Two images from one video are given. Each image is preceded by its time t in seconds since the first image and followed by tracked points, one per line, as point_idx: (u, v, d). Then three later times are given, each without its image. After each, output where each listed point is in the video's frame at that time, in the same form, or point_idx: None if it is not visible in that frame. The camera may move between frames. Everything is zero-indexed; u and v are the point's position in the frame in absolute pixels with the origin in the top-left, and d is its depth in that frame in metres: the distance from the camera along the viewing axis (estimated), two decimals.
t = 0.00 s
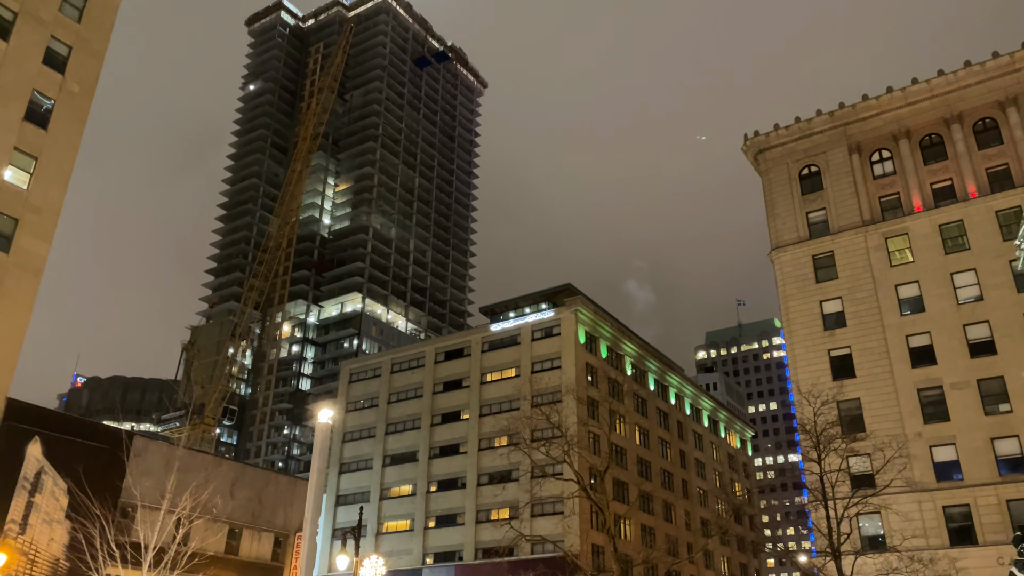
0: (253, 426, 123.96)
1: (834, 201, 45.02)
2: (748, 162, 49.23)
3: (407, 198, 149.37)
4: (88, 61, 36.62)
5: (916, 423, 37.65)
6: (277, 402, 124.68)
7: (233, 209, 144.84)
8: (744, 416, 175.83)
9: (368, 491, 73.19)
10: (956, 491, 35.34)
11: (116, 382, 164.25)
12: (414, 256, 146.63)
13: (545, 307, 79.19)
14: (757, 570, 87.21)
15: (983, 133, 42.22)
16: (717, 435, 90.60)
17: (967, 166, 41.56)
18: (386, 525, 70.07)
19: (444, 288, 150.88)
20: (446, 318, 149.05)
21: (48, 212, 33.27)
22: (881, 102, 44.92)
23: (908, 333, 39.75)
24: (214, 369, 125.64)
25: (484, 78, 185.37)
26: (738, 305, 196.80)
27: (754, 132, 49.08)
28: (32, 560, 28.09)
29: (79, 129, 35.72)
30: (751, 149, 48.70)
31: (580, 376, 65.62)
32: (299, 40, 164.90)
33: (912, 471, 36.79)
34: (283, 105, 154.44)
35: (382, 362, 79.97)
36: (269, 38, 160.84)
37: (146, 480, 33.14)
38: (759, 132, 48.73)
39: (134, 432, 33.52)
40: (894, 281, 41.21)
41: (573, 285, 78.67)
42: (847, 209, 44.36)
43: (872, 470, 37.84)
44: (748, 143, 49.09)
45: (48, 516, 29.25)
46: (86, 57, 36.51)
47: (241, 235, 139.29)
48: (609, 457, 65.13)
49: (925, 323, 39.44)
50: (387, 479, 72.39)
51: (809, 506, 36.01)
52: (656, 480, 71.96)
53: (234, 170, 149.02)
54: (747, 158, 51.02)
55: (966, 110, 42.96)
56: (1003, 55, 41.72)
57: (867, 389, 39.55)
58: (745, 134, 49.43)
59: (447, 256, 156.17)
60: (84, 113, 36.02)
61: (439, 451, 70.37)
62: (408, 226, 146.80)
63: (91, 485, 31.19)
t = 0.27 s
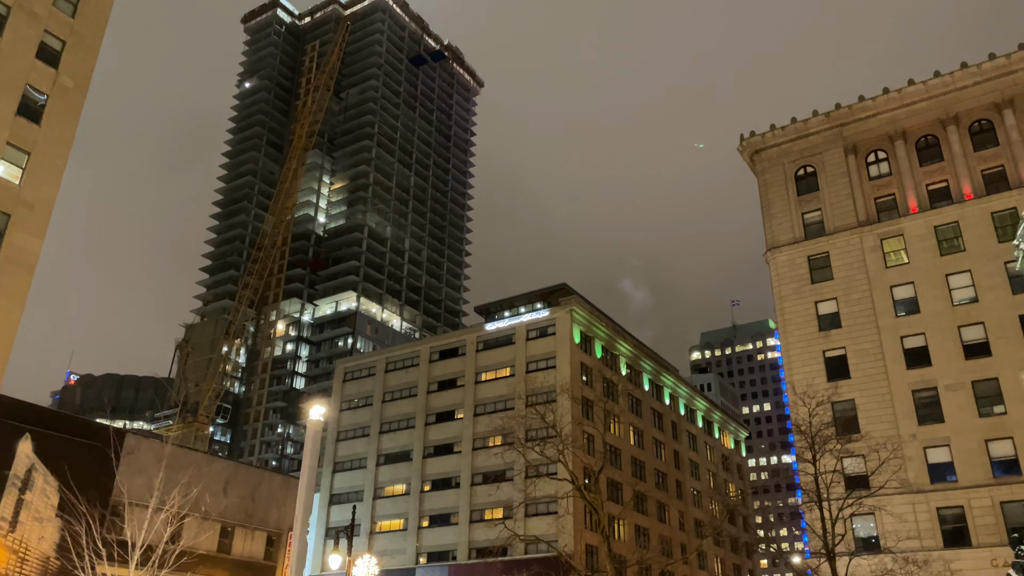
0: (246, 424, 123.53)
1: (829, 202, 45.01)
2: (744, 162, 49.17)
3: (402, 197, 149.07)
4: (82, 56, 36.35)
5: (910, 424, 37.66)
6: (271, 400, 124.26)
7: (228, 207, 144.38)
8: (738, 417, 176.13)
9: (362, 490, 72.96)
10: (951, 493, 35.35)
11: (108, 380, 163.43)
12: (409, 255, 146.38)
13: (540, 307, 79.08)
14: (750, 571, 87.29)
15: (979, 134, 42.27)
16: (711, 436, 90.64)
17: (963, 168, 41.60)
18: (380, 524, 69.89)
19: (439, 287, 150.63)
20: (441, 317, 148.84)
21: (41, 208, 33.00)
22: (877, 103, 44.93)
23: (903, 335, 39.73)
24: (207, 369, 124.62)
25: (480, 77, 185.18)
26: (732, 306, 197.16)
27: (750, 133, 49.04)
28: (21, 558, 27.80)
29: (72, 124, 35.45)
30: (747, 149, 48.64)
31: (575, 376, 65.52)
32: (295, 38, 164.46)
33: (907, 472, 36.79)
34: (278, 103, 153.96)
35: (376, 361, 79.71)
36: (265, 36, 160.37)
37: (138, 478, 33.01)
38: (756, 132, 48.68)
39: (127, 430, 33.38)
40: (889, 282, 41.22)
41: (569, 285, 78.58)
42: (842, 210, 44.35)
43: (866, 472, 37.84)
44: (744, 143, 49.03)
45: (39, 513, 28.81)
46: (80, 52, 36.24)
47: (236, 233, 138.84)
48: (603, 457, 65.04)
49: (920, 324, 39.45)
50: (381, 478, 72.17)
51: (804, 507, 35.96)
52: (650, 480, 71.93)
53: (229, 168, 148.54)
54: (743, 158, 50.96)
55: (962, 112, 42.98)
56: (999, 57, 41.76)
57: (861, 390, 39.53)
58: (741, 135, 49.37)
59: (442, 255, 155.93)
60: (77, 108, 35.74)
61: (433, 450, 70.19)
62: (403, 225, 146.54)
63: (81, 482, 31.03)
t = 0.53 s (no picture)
0: (235, 422, 122.89)
1: (820, 204, 45.15)
2: (736, 164, 49.24)
3: (394, 196, 148.68)
4: (71, 49, 36.02)
5: (898, 427, 37.79)
6: (260, 398, 123.55)
7: (218, 204, 143.65)
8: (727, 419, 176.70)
9: (351, 489, 72.70)
10: (938, 496, 35.49)
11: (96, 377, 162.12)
12: (400, 254, 146.07)
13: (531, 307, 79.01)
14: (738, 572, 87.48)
15: (970, 139, 42.48)
16: (700, 437, 90.80)
17: (953, 172, 41.80)
18: (368, 523, 69.61)
19: (429, 287, 150.31)
20: (431, 317, 148.55)
21: (28, 202, 32.66)
22: (869, 107, 45.09)
23: (892, 337, 39.88)
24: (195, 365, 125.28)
25: (473, 77, 184.99)
26: (723, 307, 197.82)
27: (742, 134, 49.12)
28: (5, 554, 26.94)
29: (61, 117, 35.10)
30: (739, 151, 48.72)
31: (565, 376, 65.45)
32: (288, 36, 163.80)
33: (895, 474, 36.92)
34: (270, 100, 153.31)
35: (366, 360, 79.41)
36: (257, 33, 159.63)
37: (124, 475, 32.75)
38: (748, 134, 48.76)
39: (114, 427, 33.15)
40: (879, 285, 41.36)
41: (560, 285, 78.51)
42: (833, 213, 44.50)
43: (855, 474, 37.99)
44: (736, 145, 49.12)
45: (21, 510, 28.13)
46: (69, 45, 35.89)
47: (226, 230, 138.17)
48: (593, 457, 64.93)
49: (909, 327, 39.59)
50: (370, 477, 71.92)
51: (792, 508, 36.06)
52: (640, 481, 71.98)
53: (220, 165, 147.82)
54: (735, 160, 51.02)
55: (952, 116, 43.19)
56: (990, 61, 41.94)
57: (850, 392, 39.67)
58: (734, 136, 49.46)
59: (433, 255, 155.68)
60: (66, 102, 35.38)
61: (422, 450, 69.98)
62: (395, 223, 146.19)
63: (67, 478, 30.73)
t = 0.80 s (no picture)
0: (218, 421, 121.94)
1: (806, 209, 45.36)
2: (723, 167, 49.41)
3: (381, 195, 148.15)
4: (55, 41, 35.53)
5: (881, 431, 38.03)
6: (243, 397, 122.51)
7: (204, 201, 142.56)
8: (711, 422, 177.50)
9: (334, 489, 72.24)
10: (919, 500, 35.75)
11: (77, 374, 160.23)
12: (387, 254, 145.56)
13: (517, 308, 78.92)
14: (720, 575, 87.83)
15: (954, 146, 42.86)
16: (684, 440, 91.08)
17: (937, 179, 42.15)
18: (351, 523, 69.19)
19: (416, 287, 149.82)
20: (417, 317, 148.04)
21: (9, 196, 32.17)
22: (855, 112, 45.38)
23: (875, 342, 40.12)
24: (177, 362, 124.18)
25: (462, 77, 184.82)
26: (708, 311, 198.91)
27: (730, 138, 49.29)
28: None
29: (44, 109, 34.61)
30: (727, 155, 48.90)
31: (551, 377, 65.37)
32: (276, 32, 162.91)
33: (877, 478, 37.14)
34: (258, 97, 152.34)
35: (351, 359, 79.00)
36: (246, 29, 158.61)
37: (102, 472, 32.36)
38: (735, 138, 48.94)
39: (93, 424, 32.76)
40: (864, 290, 41.61)
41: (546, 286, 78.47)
42: (819, 218, 44.72)
43: (837, 477, 38.19)
44: (723, 149, 49.29)
45: None
46: (53, 38, 35.41)
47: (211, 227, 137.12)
48: (577, 459, 64.85)
49: (892, 332, 39.85)
50: (354, 477, 71.52)
51: (774, 511, 36.18)
52: (623, 483, 72.05)
53: (206, 162, 146.69)
54: (723, 163, 51.19)
55: (937, 123, 43.55)
56: (975, 69, 42.29)
57: (834, 396, 39.86)
58: (721, 140, 49.63)
59: (420, 255, 155.24)
60: (49, 95, 34.88)
61: (406, 450, 69.67)
62: (382, 223, 145.64)
63: (43, 475, 30.29)
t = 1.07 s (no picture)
0: (194, 418, 120.47)
1: (785, 214, 45.72)
2: (704, 172, 49.68)
3: (363, 193, 147.39)
4: (34, 30, 34.88)
5: (856, 436, 38.42)
6: (220, 394, 121.27)
7: (184, 196, 141.02)
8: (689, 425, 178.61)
9: (310, 488, 71.64)
10: (892, 505, 36.16)
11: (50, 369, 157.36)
12: (368, 252, 144.80)
13: (498, 308, 78.87)
14: None
15: (933, 154, 43.42)
16: (662, 442, 91.47)
17: (915, 187, 42.68)
18: (326, 522, 68.67)
19: (397, 286, 149.13)
20: (398, 316, 147.26)
21: None
22: (835, 120, 45.84)
23: (852, 348, 40.52)
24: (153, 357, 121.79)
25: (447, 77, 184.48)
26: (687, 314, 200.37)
27: (712, 143, 49.60)
28: None
29: (20, 99, 33.94)
30: (708, 159, 49.18)
31: (530, 378, 65.31)
32: (260, 28, 161.62)
33: (852, 483, 37.51)
34: (240, 92, 150.99)
35: (330, 357, 78.49)
36: (229, 23, 157.22)
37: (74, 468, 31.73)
38: (717, 143, 49.25)
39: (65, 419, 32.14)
40: (841, 296, 42.02)
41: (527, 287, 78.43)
42: (798, 224, 45.08)
43: (812, 482, 38.55)
44: (705, 154, 49.58)
45: None
46: (32, 26, 34.76)
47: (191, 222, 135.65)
48: (555, 461, 64.83)
49: (868, 338, 40.27)
50: (331, 475, 70.98)
51: (749, 514, 36.42)
52: (601, 485, 72.21)
53: (186, 156, 145.15)
54: (704, 168, 51.49)
55: (916, 131, 44.11)
56: (954, 79, 42.85)
57: (810, 401, 40.21)
58: (703, 145, 49.91)
59: (402, 254, 154.60)
60: (26, 85, 34.20)
61: (384, 449, 69.30)
62: (363, 221, 144.92)
63: (12, 470, 29.57)
